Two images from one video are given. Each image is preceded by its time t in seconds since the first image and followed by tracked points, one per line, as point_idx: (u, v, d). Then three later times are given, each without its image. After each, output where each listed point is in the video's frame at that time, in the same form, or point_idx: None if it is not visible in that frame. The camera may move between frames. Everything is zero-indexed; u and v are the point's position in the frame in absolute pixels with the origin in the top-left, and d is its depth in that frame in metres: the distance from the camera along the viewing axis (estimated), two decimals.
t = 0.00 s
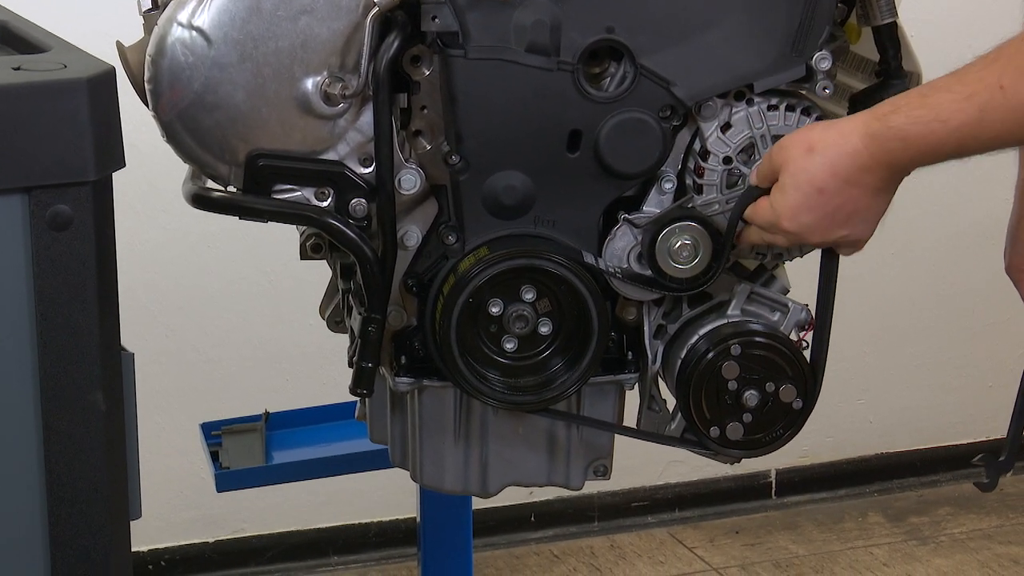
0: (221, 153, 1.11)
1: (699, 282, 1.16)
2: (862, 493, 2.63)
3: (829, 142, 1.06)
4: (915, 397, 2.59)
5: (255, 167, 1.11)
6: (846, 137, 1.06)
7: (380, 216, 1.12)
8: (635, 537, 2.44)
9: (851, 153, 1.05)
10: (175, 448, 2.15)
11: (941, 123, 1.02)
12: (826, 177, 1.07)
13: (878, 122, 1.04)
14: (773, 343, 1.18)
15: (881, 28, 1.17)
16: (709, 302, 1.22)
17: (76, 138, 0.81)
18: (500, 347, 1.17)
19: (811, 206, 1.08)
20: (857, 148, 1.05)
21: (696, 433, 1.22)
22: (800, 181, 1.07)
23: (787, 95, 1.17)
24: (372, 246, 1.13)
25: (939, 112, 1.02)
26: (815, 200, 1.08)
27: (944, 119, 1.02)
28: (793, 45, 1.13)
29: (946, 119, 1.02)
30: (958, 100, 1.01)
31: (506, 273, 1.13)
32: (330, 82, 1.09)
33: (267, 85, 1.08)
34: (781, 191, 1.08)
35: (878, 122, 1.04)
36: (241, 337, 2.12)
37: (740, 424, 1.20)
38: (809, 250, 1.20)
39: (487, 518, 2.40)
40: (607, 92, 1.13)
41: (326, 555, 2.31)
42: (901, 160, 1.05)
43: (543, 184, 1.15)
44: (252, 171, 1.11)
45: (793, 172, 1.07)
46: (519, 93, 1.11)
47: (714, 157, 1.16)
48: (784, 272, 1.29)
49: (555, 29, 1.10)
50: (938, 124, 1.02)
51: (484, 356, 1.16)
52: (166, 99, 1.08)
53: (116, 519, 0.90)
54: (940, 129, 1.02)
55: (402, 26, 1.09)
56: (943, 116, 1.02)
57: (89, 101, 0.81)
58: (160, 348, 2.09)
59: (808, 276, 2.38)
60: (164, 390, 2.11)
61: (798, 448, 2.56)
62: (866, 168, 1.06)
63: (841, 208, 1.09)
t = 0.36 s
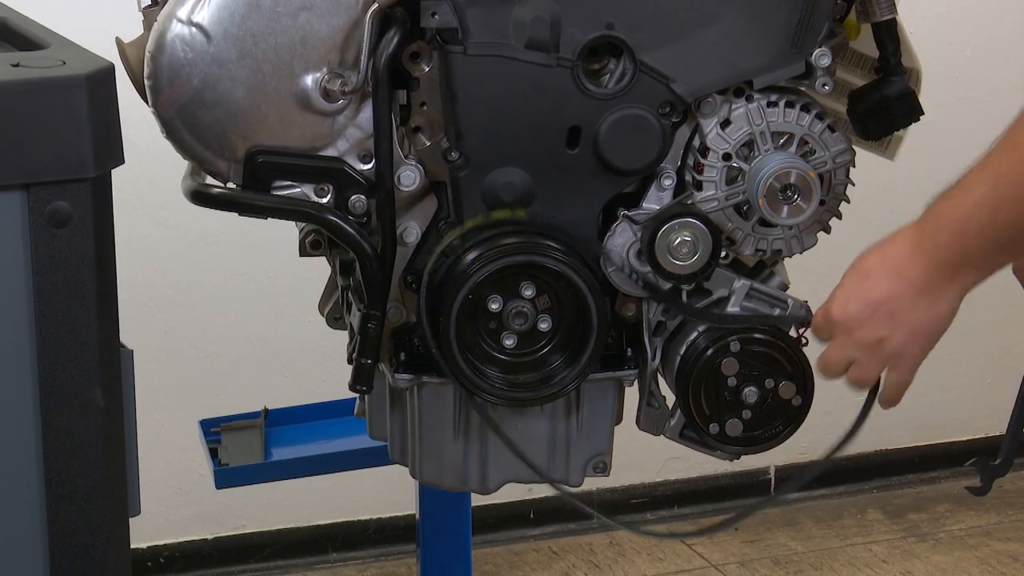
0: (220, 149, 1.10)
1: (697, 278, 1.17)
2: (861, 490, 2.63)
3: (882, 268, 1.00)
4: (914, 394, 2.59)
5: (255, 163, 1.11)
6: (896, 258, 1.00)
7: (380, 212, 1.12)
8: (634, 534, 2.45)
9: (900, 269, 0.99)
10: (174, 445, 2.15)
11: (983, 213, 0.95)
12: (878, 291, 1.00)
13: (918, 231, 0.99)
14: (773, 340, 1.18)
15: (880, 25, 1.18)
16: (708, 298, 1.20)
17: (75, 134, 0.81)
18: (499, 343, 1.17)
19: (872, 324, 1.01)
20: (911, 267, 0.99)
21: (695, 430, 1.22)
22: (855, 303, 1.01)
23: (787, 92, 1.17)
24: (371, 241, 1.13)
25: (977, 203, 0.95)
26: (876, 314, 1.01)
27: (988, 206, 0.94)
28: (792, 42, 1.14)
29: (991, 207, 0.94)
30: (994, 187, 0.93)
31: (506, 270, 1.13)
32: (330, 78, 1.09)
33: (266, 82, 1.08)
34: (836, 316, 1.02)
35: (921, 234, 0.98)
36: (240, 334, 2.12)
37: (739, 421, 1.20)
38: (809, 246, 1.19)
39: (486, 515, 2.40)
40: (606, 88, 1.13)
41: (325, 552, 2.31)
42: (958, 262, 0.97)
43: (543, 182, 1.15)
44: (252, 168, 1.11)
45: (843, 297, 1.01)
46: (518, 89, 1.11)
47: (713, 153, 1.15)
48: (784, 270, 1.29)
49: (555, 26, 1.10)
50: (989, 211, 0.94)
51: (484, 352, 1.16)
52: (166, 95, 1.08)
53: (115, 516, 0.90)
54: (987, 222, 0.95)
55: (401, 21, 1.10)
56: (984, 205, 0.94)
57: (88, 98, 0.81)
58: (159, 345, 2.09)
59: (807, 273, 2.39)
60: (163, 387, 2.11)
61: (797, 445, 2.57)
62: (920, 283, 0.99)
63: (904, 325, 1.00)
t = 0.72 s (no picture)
0: (220, 148, 1.11)
1: (696, 276, 1.18)
2: (861, 488, 2.63)
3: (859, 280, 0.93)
4: (914, 393, 2.59)
5: (255, 162, 1.11)
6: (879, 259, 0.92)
7: (380, 211, 1.12)
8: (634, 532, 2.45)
9: (876, 280, 0.92)
10: (174, 444, 2.15)
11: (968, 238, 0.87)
12: (859, 289, 0.92)
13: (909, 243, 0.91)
14: (773, 337, 1.18)
15: (880, 23, 1.18)
16: (709, 294, 1.21)
17: (75, 132, 0.81)
18: (499, 341, 1.17)
19: (839, 331, 0.93)
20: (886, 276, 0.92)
21: (696, 429, 1.22)
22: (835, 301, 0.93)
23: (786, 90, 1.16)
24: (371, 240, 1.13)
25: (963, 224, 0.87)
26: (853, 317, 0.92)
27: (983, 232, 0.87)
28: (791, 40, 1.13)
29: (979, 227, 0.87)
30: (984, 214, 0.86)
31: (507, 268, 1.14)
32: (330, 77, 1.09)
33: (266, 80, 1.08)
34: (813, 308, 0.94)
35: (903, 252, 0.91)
36: (240, 332, 2.12)
37: (739, 419, 1.20)
38: (809, 245, 1.19)
39: (486, 513, 2.40)
40: (606, 86, 1.13)
41: (325, 550, 2.31)
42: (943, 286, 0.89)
43: (543, 180, 1.15)
44: (251, 166, 1.11)
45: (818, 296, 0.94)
46: (518, 87, 1.11)
47: (713, 151, 1.15)
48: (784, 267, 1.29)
49: (554, 24, 1.09)
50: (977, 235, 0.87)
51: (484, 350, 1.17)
52: (165, 94, 1.08)
53: (116, 514, 0.90)
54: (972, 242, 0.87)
55: (401, 20, 1.09)
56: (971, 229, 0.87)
57: (88, 97, 0.81)
58: (159, 343, 2.09)
59: (806, 271, 2.39)
60: (162, 385, 2.11)
61: (797, 443, 2.57)
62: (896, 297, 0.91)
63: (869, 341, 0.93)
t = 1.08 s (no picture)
0: (222, 147, 1.11)
1: (699, 275, 1.18)
2: (863, 487, 2.63)
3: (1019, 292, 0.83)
4: (915, 392, 2.59)
5: (256, 161, 1.11)
6: None
7: (381, 210, 1.12)
8: (635, 531, 2.45)
9: None
10: (175, 443, 2.15)
11: None
12: None
13: None
14: (774, 337, 1.18)
15: (881, 23, 1.17)
16: (711, 293, 1.22)
17: (76, 130, 0.81)
18: (502, 340, 1.17)
19: None
20: None
21: (697, 428, 1.22)
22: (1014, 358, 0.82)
23: (787, 89, 1.16)
24: (372, 239, 1.13)
25: None
26: None
27: None
28: (793, 39, 1.13)
29: None
30: None
31: (508, 267, 1.14)
32: (331, 76, 1.09)
33: (268, 79, 1.08)
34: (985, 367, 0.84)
35: None
36: (242, 331, 2.13)
37: (741, 419, 1.20)
38: (811, 245, 1.19)
39: (487, 512, 2.40)
40: (607, 86, 1.12)
41: (326, 549, 2.31)
42: None
43: (545, 178, 1.15)
44: (254, 165, 1.11)
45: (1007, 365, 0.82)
46: (520, 86, 1.11)
47: (715, 151, 1.15)
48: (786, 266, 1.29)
49: (556, 23, 1.09)
50: None
51: (486, 350, 1.17)
52: (167, 93, 1.08)
53: (117, 513, 0.90)
54: None
55: (403, 19, 1.09)
56: None
57: (89, 96, 0.81)
58: (160, 343, 2.09)
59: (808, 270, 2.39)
60: (164, 384, 2.11)
61: (798, 442, 2.57)
62: None
63: None
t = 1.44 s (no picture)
0: (222, 145, 1.11)
1: (698, 273, 1.18)
2: (862, 485, 2.63)
3: None
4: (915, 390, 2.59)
5: (256, 159, 1.11)
6: None
7: (381, 208, 1.12)
8: (634, 529, 2.45)
9: None
10: (174, 441, 2.15)
11: None
12: None
13: None
14: (773, 335, 1.18)
15: (881, 20, 1.18)
16: (711, 292, 1.22)
17: (75, 128, 0.81)
18: (501, 339, 1.17)
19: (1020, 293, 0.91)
20: None
21: (697, 426, 1.22)
22: None
23: (787, 88, 1.16)
24: (372, 238, 1.13)
25: None
26: None
27: None
28: (793, 38, 1.13)
29: None
30: None
31: (508, 265, 1.14)
32: (331, 74, 1.09)
33: (268, 78, 1.08)
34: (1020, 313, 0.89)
35: None
36: (241, 330, 2.13)
37: (741, 417, 1.20)
38: (810, 243, 1.19)
39: (486, 511, 2.41)
40: (607, 84, 1.12)
41: (326, 547, 2.31)
42: None
43: (545, 177, 1.15)
44: (253, 164, 1.11)
45: None
46: (520, 84, 1.11)
47: (714, 149, 1.15)
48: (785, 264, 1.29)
49: (556, 21, 1.09)
50: None
51: (486, 349, 1.17)
52: (167, 92, 1.08)
53: (117, 512, 0.90)
54: None
55: (403, 17, 1.09)
56: None
57: (89, 94, 0.81)
58: (160, 342, 2.09)
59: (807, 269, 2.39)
60: (164, 383, 2.11)
61: (797, 440, 2.57)
62: None
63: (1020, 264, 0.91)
